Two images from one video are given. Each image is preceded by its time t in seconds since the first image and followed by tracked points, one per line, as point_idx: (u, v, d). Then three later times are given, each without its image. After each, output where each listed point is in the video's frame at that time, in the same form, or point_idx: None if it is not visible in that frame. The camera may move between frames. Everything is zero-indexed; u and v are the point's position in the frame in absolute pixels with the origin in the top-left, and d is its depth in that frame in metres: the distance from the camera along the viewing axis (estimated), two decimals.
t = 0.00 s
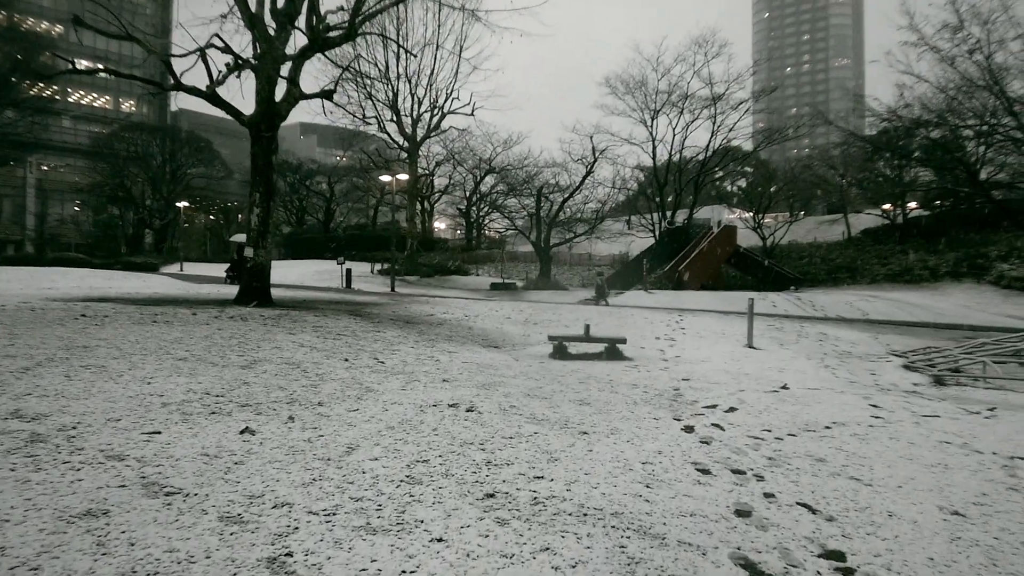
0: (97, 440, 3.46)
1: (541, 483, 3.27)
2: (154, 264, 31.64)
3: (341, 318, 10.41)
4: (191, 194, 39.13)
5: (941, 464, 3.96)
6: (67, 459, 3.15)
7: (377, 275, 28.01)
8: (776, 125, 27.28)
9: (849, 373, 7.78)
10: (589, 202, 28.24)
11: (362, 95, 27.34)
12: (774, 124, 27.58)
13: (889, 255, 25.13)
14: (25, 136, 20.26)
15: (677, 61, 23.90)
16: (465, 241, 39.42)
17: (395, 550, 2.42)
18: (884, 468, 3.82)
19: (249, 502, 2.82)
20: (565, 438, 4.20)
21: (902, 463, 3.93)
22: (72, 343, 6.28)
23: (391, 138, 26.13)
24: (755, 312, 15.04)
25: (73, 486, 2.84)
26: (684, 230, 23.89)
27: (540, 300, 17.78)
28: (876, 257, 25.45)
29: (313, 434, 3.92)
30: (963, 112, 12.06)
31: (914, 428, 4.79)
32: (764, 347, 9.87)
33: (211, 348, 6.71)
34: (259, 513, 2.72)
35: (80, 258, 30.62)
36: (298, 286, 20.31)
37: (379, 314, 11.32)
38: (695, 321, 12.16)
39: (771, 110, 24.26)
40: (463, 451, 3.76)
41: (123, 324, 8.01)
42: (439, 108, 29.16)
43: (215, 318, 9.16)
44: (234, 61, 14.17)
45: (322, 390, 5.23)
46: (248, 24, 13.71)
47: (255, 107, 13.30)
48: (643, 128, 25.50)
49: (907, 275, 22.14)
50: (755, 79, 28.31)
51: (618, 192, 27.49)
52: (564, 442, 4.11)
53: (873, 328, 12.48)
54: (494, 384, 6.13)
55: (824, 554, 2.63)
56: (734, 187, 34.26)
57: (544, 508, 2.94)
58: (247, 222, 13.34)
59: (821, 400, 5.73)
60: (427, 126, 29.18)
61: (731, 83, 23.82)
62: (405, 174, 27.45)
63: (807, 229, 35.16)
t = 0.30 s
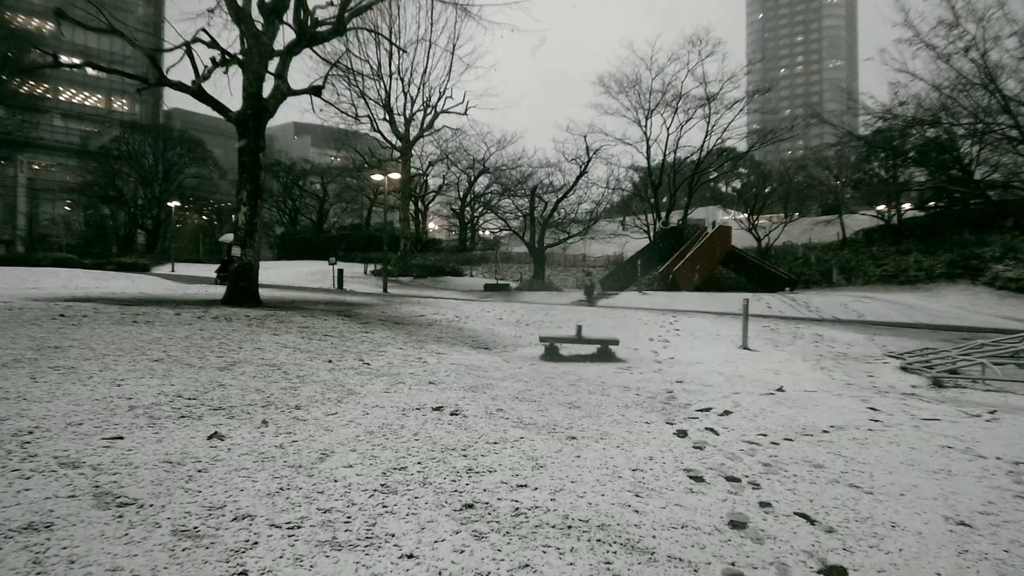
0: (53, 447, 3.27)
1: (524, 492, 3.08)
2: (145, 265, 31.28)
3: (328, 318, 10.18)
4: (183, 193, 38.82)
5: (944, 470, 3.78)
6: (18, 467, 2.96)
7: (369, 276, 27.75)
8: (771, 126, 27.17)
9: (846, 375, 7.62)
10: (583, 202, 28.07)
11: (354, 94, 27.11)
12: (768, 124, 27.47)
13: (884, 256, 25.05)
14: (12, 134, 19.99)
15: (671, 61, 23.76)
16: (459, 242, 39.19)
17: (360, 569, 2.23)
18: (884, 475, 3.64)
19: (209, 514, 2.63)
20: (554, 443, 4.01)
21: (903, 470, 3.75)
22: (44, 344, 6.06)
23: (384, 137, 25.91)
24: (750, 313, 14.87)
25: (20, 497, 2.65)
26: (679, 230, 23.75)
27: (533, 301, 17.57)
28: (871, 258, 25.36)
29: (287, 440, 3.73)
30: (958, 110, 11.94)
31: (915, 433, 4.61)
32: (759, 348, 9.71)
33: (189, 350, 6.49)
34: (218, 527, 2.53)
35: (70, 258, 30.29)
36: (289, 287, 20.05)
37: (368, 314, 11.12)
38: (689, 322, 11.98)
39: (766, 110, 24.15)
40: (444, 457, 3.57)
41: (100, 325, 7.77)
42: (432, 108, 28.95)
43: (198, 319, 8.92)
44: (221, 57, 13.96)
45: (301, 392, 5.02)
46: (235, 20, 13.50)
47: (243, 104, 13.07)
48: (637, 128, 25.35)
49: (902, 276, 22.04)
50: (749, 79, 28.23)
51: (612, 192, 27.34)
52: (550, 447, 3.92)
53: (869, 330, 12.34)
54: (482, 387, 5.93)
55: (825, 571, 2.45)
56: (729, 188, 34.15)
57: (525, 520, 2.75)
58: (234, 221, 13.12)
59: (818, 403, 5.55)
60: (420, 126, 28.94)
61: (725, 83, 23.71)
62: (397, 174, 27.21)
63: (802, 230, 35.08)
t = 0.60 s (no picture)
0: (5, 461, 3.06)
1: (506, 510, 2.88)
2: (137, 264, 30.95)
3: (316, 319, 9.96)
4: (176, 192, 38.45)
5: (950, 480, 3.61)
6: None
7: (362, 276, 27.48)
8: (767, 125, 27.04)
9: (844, 378, 7.45)
10: (578, 201, 27.87)
11: (347, 93, 26.85)
12: (764, 124, 27.35)
13: (880, 255, 24.92)
14: None
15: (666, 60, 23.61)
16: (453, 242, 38.99)
17: None
18: (888, 487, 3.46)
19: (164, 538, 2.44)
20: (542, 453, 3.81)
21: (907, 481, 3.57)
22: (16, 348, 5.83)
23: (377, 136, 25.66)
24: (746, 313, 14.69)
25: None
26: (675, 230, 23.58)
27: (526, 301, 17.38)
28: (867, 257, 25.22)
29: (258, 451, 3.52)
30: (956, 109, 11.78)
31: (918, 440, 4.43)
32: (757, 350, 9.53)
33: (168, 353, 6.27)
34: (172, 553, 2.34)
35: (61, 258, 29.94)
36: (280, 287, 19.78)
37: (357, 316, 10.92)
38: (684, 323, 11.81)
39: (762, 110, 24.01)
40: (424, 470, 3.37)
41: (78, 327, 7.54)
42: (426, 107, 28.71)
43: (181, 321, 8.69)
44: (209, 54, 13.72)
45: (280, 399, 4.81)
46: (224, 16, 13.27)
47: (230, 101, 12.84)
48: (632, 128, 25.17)
49: (899, 277, 21.93)
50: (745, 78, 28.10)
51: (607, 192, 27.14)
52: (537, 458, 3.71)
53: (866, 331, 12.18)
54: (470, 391, 5.73)
55: None
56: (724, 187, 34.02)
57: (508, 542, 2.55)
58: (222, 220, 12.90)
59: (817, 408, 5.37)
60: (414, 125, 28.70)
61: (720, 83, 23.56)
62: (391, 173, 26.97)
63: (797, 229, 34.97)
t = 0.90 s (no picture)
0: None
1: (490, 521, 2.71)
2: (130, 265, 30.68)
3: (305, 319, 9.77)
4: (170, 192, 38.16)
5: (957, 488, 3.46)
6: None
7: (355, 276, 27.28)
8: (763, 126, 26.95)
9: (843, 380, 7.30)
10: (574, 201, 27.75)
11: (342, 91, 26.65)
12: (761, 124, 27.26)
13: (877, 257, 24.83)
14: None
15: (663, 59, 23.52)
16: (448, 242, 38.82)
17: None
18: (894, 495, 3.30)
19: (118, 552, 2.26)
20: (531, 458, 3.64)
21: (912, 489, 3.42)
22: None
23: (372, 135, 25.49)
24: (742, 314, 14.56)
25: None
26: (671, 230, 23.46)
27: (520, 302, 17.21)
28: (864, 259, 25.13)
29: (232, 457, 3.34)
30: (955, 109, 11.65)
31: (922, 445, 4.28)
32: (753, 351, 9.37)
33: (148, 354, 6.08)
34: (126, 568, 2.16)
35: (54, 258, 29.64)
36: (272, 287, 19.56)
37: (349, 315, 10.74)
38: (680, 324, 11.65)
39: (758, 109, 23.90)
40: (406, 476, 3.19)
41: (58, 327, 7.34)
42: (422, 106, 28.53)
43: (166, 320, 8.49)
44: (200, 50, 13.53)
45: (260, 401, 4.63)
46: (214, 11, 13.06)
47: (221, 98, 12.65)
48: (628, 127, 25.03)
49: (895, 278, 21.85)
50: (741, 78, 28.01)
51: (603, 192, 27.01)
52: (526, 464, 3.54)
53: (864, 332, 12.05)
54: (460, 393, 5.56)
55: None
56: (720, 188, 33.92)
57: (491, 559, 2.38)
58: (211, 218, 12.68)
59: (817, 411, 5.21)
60: (409, 124, 28.49)
61: (717, 83, 23.45)
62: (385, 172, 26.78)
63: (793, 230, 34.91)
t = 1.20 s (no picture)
0: None
1: (472, 539, 2.52)
2: (122, 264, 30.36)
3: (293, 319, 9.55)
4: (163, 191, 37.79)
5: (966, 497, 3.29)
6: None
7: (349, 275, 27.02)
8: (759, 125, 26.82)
9: (842, 381, 7.13)
10: (569, 201, 27.56)
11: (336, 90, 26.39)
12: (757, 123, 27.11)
13: (873, 256, 24.71)
14: None
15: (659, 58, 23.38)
16: (443, 242, 38.60)
17: None
18: (900, 506, 3.13)
19: None
20: (519, 468, 3.44)
21: (921, 499, 3.24)
22: None
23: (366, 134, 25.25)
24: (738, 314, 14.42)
25: None
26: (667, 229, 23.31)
27: (514, 301, 16.98)
28: (860, 258, 25.02)
29: (200, 467, 3.15)
30: (954, 106, 11.46)
31: (928, 451, 4.10)
32: (750, 351, 9.21)
33: (125, 355, 5.87)
34: None
35: (45, 256, 29.28)
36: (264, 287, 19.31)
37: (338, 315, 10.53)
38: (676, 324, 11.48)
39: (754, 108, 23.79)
40: (384, 488, 3.00)
41: (36, 327, 7.12)
42: (416, 104, 28.31)
43: (149, 320, 8.26)
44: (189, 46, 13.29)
45: (238, 406, 4.42)
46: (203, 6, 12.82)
47: (209, 94, 12.41)
48: (624, 126, 24.87)
49: (892, 277, 21.75)
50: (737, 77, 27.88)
51: (598, 191, 26.83)
52: (514, 473, 3.34)
53: (862, 332, 11.90)
54: (448, 396, 5.36)
55: None
56: (716, 188, 33.80)
57: None
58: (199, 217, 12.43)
59: (817, 415, 5.03)
60: (403, 123, 28.25)
61: (713, 81, 23.32)
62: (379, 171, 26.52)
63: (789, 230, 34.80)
